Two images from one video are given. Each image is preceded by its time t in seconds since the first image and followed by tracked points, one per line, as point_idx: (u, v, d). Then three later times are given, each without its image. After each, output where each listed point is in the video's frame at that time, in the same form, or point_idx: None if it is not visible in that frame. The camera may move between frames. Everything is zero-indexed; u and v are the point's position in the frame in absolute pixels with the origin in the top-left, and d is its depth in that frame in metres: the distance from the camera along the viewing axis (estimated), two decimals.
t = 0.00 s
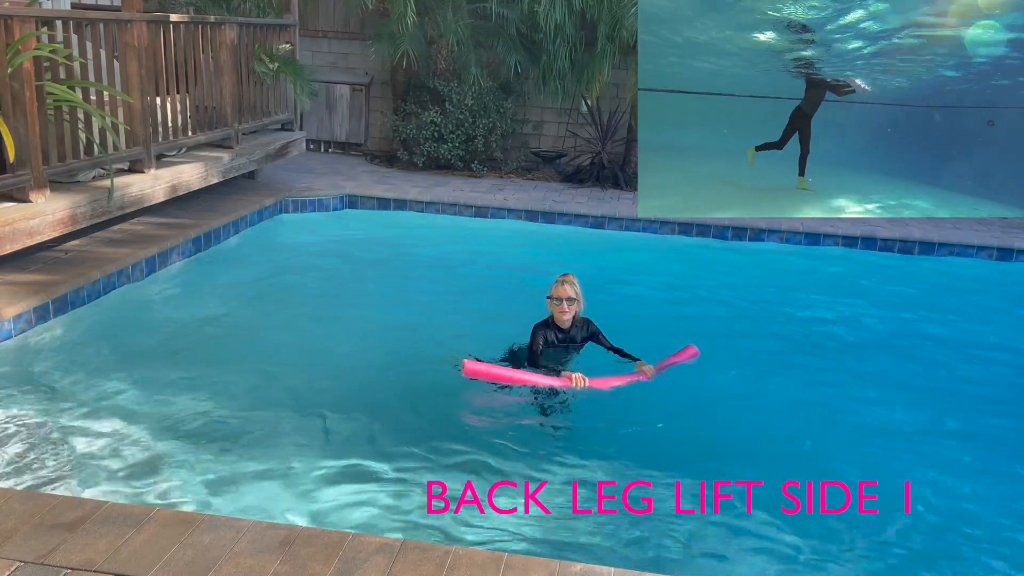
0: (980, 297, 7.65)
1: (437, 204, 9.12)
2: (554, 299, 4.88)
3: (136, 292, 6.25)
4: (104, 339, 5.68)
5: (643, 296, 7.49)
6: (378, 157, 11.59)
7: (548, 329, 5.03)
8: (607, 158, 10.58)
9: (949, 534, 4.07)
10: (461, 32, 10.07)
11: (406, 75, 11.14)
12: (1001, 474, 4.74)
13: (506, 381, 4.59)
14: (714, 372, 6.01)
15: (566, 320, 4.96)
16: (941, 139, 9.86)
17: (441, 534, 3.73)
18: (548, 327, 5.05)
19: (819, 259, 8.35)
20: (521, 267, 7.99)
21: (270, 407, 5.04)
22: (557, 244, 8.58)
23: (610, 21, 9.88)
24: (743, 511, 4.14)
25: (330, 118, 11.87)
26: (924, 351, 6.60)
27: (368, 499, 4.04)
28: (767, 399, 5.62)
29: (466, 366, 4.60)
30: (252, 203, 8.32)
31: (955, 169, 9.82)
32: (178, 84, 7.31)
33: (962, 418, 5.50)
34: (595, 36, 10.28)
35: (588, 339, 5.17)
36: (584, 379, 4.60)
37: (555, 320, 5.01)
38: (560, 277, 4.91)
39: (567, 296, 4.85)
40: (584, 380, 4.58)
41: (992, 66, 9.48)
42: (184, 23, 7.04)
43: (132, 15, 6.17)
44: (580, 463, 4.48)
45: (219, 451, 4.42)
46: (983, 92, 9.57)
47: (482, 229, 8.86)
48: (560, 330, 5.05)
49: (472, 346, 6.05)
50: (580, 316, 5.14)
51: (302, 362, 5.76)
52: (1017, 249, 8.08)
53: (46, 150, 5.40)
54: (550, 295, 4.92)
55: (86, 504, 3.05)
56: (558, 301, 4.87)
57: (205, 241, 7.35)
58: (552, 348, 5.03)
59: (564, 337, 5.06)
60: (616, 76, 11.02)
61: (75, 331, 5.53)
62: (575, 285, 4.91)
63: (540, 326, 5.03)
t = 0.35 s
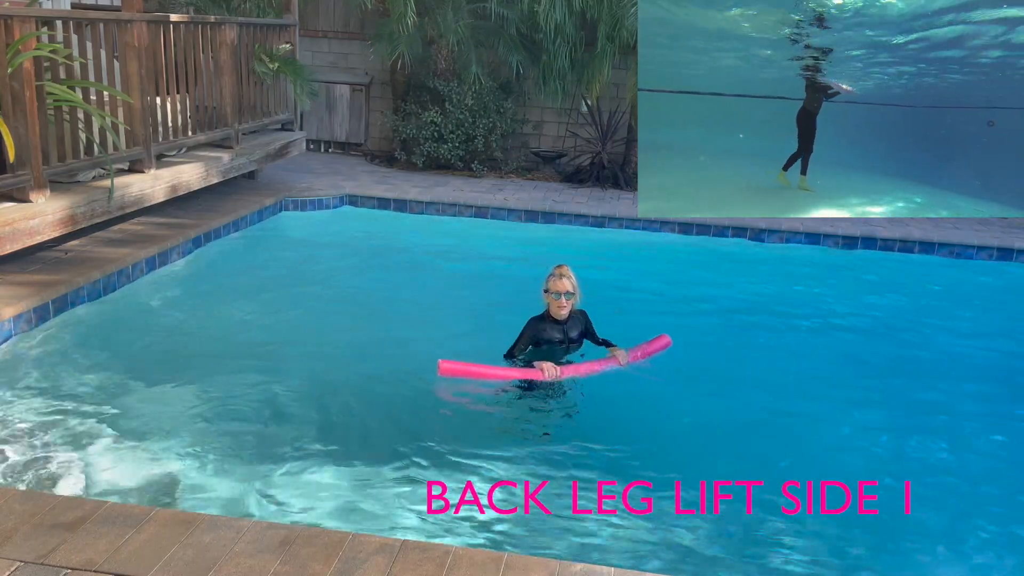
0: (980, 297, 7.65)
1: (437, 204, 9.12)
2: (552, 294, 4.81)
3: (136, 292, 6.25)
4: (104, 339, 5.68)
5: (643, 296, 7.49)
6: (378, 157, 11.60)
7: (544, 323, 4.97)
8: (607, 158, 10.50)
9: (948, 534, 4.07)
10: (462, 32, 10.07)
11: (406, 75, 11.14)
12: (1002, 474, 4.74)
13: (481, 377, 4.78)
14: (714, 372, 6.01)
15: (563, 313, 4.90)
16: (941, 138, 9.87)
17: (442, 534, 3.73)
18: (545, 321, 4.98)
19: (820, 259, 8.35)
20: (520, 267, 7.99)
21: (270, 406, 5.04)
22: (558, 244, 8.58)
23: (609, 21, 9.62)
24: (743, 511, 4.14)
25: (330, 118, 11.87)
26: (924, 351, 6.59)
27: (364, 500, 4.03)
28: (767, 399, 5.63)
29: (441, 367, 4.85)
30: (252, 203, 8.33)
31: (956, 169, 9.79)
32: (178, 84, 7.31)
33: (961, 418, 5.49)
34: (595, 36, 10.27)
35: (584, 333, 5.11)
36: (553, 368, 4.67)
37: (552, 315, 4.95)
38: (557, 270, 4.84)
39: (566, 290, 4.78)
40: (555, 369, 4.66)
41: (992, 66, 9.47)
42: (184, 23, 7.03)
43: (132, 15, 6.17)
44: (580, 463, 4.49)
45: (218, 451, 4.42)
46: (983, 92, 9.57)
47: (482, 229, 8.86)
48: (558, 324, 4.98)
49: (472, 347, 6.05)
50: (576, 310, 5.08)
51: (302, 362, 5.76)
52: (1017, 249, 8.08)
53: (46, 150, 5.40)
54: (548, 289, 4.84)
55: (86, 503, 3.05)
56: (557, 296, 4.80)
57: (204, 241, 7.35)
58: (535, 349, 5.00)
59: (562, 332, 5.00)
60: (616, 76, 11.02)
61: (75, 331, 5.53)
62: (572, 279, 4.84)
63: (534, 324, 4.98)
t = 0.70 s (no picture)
0: (980, 297, 7.65)
1: (437, 204, 9.12)
2: (551, 301, 4.83)
3: (135, 292, 6.25)
4: (104, 339, 5.68)
5: (643, 295, 7.49)
6: (378, 157, 11.59)
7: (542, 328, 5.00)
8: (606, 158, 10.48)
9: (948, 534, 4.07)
10: (462, 32, 10.07)
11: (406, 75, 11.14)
12: (1002, 474, 4.74)
13: (465, 361, 4.88)
14: (714, 372, 6.02)
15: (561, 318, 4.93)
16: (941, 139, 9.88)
17: (442, 534, 3.72)
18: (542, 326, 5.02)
19: (820, 259, 8.35)
20: (521, 267, 7.99)
21: (271, 407, 5.04)
22: (558, 244, 8.58)
23: (609, 21, 9.66)
24: (743, 511, 4.14)
25: (330, 118, 11.87)
26: (923, 351, 6.59)
27: (367, 499, 4.04)
28: (767, 399, 5.64)
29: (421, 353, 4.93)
30: (252, 203, 8.33)
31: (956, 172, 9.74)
32: (178, 84, 7.31)
33: (961, 418, 5.49)
34: (595, 36, 10.27)
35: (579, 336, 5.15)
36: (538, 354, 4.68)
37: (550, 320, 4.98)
38: (556, 277, 4.87)
39: (565, 298, 4.82)
40: (536, 354, 4.68)
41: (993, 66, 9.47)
42: (184, 23, 7.03)
43: (132, 15, 6.17)
44: (580, 463, 4.48)
45: (218, 451, 4.42)
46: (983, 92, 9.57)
47: (482, 230, 8.86)
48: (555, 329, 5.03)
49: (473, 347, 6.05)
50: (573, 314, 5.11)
51: (301, 361, 5.76)
52: (1017, 249, 8.08)
53: (46, 150, 5.40)
54: (546, 295, 4.87)
55: (86, 503, 3.05)
56: (556, 303, 4.83)
57: (204, 241, 7.35)
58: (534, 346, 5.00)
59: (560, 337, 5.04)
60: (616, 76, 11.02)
61: (75, 331, 5.53)
62: (571, 286, 4.88)
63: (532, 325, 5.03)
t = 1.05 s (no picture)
0: (980, 297, 7.65)
1: (437, 204, 9.12)
2: (557, 305, 4.78)
3: (136, 292, 6.25)
4: (103, 339, 5.68)
5: (644, 295, 7.50)
6: (378, 157, 11.59)
7: (544, 330, 4.93)
8: (607, 158, 10.58)
9: (947, 534, 4.08)
10: (462, 33, 10.07)
11: (406, 75, 11.14)
12: (1002, 474, 4.74)
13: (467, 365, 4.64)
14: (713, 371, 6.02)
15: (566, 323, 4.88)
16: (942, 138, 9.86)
17: (442, 533, 3.72)
18: (545, 328, 4.95)
19: (820, 259, 8.36)
20: (521, 267, 7.99)
21: (270, 407, 5.04)
22: (558, 244, 8.58)
23: (610, 21, 9.86)
24: (743, 511, 4.14)
25: (330, 118, 11.88)
26: (923, 351, 6.60)
27: (367, 499, 4.04)
28: (767, 398, 5.64)
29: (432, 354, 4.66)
30: (252, 203, 8.32)
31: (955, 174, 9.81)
32: (178, 85, 7.31)
33: (960, 419, 5.49)
34: (595, 36, 10.27)
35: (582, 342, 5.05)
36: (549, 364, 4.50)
37: (554, 323, 4.91)
38: (565, 282, 4.81)
39: (571, 302, 4.76)
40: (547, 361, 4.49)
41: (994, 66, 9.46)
42: (184, 23, 7.03)
43: (132, 15, 6.17)
44: (579, 463, 4.48)
45: (218, 450, 4.42)
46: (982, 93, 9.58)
47: (482, 230, 8.86)
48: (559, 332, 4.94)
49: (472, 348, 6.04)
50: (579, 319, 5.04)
51: (301, 361, 5.76)
52: (1017, 249, 8.08)
53: (46, 150, 5.40)
54: (552, 299, 4.81)
55: (86, 503, 3.05)
56: (562, 307, 4.77)
57: (205, 241, 7.35)
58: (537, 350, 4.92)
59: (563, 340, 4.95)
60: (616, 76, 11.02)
61: (75, 331, 5.53)
62: (579, 292, 4.81)
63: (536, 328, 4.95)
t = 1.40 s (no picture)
0: (980, 297, 7.64)
1: (437, 204, 9.11)
2: (558, 307, 4.76)
3: (135, 292, 6.25)
4: (103, 339, 5.68)
5: (644, 296, 7.49)
6: (378, 157, 11.59)
7: (546, 334, 4.92)
8: (607, 158, 10.27)
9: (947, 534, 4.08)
10: (462, 33, 10.08)
11: (406, 75, 11.14)
12: (1002, 474, 4.74)
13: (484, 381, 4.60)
14: (714, 372, 6.02)
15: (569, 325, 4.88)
16: (942, 138, 9.86)
17: (442, 533, 3.72)
18: (548, 331, 4.94)
19: (820, 259, 8.35)
20: (521, 267, 7.99)
21: (270, 407, 5.04)
22: (558, 244, 8.57)
23: (610, 21, 9.57)
24: (743, 511, 4.14)
25: (330, 118, 11.87)
26: (923, 352, 6.59)
27: (367, 499, 4.04)
28: (767, 399, 5.64)
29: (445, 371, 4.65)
30: (252, 203, 8.32)
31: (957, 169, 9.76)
32: (178, 85, 7.31)
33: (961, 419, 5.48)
34: (595, 36, 10.27)
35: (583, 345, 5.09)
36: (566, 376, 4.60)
37: (556, 326, 4.91)
38: (565, 284, 4.82)
39: (573, 304, 4.75)
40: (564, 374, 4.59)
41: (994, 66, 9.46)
42: (184, 23, 7.03)
43: (132, 15, 6.17)
44: (579, 464, 4.48)
45: (218, 450, 4.42)
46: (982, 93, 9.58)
47: (482, 230, 8.86)
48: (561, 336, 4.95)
49: (473, 348, 6.04)
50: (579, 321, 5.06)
51: (301, 361, 5.76)
52: (1017, 249, 8.08)
53: (46, 150, 5.40)
54: (553, 301, 4.80)
55: (86, 503, 3.05)
56: (563, 309, 4.76)
57: (205, 241, 7.35)
58: (541, 354, 4.92)
59: (564, 343, 4.98)
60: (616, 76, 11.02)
61: (75, 331, 5.53)
62: (579, 293, 4.81)
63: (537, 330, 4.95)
